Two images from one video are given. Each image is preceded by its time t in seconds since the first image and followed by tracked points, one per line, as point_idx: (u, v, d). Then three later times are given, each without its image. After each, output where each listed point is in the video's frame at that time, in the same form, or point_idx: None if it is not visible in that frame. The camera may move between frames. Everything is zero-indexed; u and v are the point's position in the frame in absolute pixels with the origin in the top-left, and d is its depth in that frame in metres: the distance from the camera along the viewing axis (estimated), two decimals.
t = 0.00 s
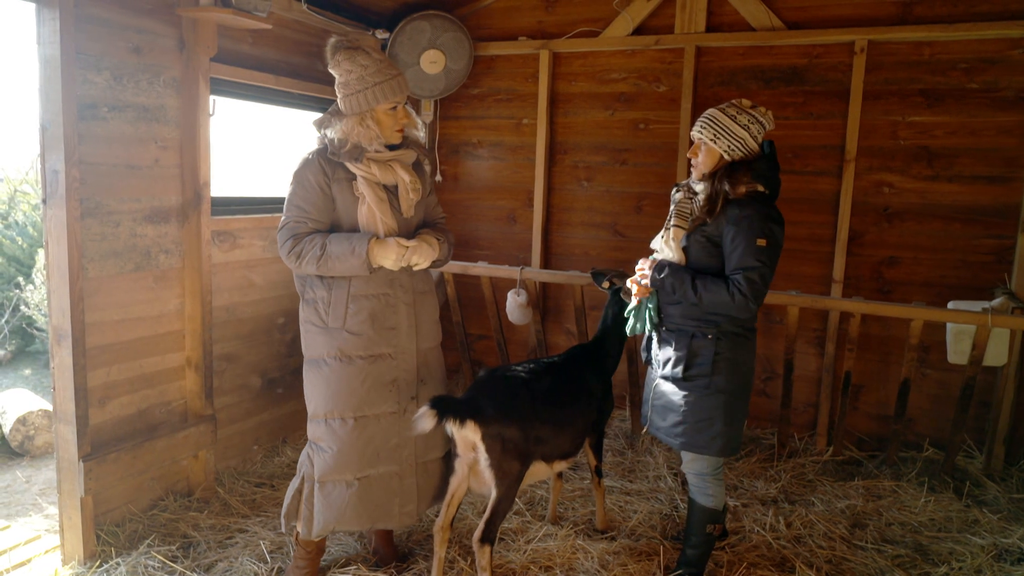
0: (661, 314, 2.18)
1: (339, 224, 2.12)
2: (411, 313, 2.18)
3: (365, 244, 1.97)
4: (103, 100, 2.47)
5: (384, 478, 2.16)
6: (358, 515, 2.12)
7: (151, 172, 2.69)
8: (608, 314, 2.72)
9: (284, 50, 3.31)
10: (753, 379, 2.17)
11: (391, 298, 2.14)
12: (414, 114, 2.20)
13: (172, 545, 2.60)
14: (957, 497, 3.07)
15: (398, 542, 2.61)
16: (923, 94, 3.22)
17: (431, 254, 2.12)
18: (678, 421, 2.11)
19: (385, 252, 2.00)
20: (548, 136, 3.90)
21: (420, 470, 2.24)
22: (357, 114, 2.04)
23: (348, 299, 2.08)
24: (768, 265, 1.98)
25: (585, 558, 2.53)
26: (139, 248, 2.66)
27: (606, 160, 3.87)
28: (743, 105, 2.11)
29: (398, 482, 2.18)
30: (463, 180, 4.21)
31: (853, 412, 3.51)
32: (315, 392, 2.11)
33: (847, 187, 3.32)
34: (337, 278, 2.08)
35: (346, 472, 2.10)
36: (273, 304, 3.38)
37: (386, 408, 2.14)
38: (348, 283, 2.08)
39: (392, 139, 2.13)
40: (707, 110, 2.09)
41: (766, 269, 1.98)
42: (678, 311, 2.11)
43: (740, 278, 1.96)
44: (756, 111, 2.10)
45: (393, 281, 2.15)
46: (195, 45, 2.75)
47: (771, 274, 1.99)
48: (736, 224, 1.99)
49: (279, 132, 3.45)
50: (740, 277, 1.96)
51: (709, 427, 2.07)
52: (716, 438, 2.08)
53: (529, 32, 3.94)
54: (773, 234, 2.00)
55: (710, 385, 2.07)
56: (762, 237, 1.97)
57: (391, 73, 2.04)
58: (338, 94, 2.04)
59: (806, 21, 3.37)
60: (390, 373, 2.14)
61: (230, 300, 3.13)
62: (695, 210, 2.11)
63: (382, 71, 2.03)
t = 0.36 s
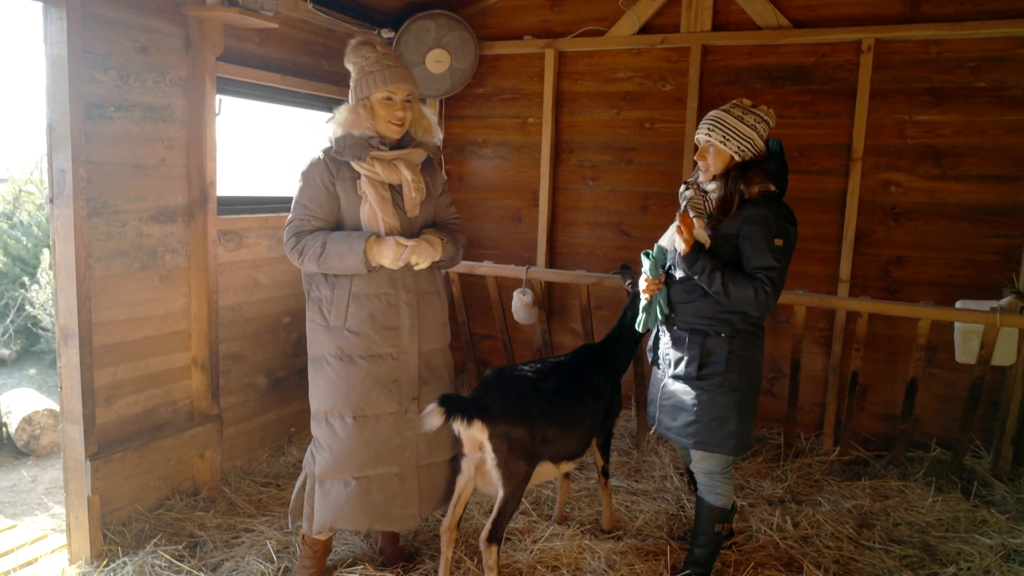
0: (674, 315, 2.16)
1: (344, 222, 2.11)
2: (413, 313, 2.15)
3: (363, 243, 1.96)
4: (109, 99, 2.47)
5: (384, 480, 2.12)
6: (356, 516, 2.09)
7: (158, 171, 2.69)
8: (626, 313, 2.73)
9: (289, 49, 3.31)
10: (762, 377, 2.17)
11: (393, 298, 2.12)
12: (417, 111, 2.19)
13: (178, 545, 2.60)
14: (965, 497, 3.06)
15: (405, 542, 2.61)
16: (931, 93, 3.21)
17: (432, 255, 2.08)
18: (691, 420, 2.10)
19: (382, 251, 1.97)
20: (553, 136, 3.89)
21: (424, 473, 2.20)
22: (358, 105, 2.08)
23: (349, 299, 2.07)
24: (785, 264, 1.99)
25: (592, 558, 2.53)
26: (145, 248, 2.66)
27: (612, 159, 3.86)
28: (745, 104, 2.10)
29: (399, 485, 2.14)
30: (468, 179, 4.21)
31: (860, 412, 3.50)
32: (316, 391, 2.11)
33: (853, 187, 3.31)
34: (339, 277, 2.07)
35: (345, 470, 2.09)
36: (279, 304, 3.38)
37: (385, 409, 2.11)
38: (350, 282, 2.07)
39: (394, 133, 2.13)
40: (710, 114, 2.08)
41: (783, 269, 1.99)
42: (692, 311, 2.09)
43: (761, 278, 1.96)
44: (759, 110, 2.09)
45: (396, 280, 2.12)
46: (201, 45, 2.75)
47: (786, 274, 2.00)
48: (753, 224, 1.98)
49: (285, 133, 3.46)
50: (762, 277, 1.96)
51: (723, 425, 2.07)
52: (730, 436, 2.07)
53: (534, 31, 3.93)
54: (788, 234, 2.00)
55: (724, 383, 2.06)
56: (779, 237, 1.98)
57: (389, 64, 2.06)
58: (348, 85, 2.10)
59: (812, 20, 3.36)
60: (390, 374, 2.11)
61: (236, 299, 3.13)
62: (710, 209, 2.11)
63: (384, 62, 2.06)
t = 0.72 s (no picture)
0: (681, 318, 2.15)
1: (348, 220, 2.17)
2: (388, 314, 2.08)
3: (334, 237, 2.03)
4: (117, 100, 2.48)
5: (340, 479, 2.10)
6: (311, 508, 2.11)
7: (165, 172, 2.70)
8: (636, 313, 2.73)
9: (296, 50, 3.31)
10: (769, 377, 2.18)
11: (371, 296, 2.09)
12: (427, 109, 2.14)
13: (185, 544, 2.61)
14: (972, 498, 3.05)
15: (410, 542, 2.61)
16: (938, 93, 3.20)
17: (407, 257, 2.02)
18: (701, 424, 2.09)
19: (350, 247, 2.00)
20: (559, 136, 3.89)
21: (385, 482, 2.13)
22: (365, 105, 2.13)
23: (333, 295, 2.12)
24: (793, 264, 1.99)
25: (597, 559, 2.53)
26: (152, 248, 2.67)
27: (617, 160, 3.86)
28: (755, 104, 2.10)
29: (354, 488, 2.10)
30: (474, 180, 4.21)
31: (866, 413, 3.49)
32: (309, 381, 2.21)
33: (860, 187, 3.30)
34: (333, 273, 2.14)
35: (308, 458, 2.14)
36: (285, 304, 3.39)
37: (349, 406, 2.10)
38: (338, 277, 2.12)
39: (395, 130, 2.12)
40: (720, 111, 2.07)
41: (792, 269, 1.98)
42: (700, 314, 2.08)
43: (770, 280, 1.96)
44: (769, 110, 2.09)
45: (375, 277, 2.09)
46: (208, 46, 2.76)
47: (795, 274, 2.00)
48: (761, 224, 1.98)
49: (291, 132, 3.47)
50: (770, 278, 1.96)
51: (734, 428, 2.07)
52: (741, 438, 2.08)
53: (540, 32, 3.93)
54: (795, 234, 2.00)
55: (734, 386, 2.06)
56: (787, 237, 1.97)
57: (390, 61, 2.06)
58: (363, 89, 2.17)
59: (819, 20, 3.35)
60: (360, 372, 2.09)
61: (243, 299, 3.14)
62: (715, 209, 2.10)
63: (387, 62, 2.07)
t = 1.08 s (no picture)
0: (684, 316, 2.14)
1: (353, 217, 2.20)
2: (378, 312, 2.09)
3: (333, 233, 2.07)
4: (123, 99, 2.49)
5: (325, 474, 2.12)
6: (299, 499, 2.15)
7: (170, 171, 2.71)
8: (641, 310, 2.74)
9: (301, 49, 3.32)
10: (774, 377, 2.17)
11: (364, 294, 2.11)
12: (433, 107, 2.13)
13: (190, 542, 2.62)
14: (977, 498, 3.04)
15: (414, 541, 2.62)
16: (943, 92, 3.19)
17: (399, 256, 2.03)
18: (705, 425, 2.09)
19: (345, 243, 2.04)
20: (563, 135, 3.89)
21: (367, 480, 2.13)
22: (373, 106, 2.16)
23: (334, 290, 2.17)
24: (796, 265, 1.97)
25: (601, 558, 2.53)
26: (157, 247, 2.68)
27: (622, 159, 3.85)
28: (759, 103, 2.10)
29: (336, 484, 2.11)
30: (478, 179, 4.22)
31: (870, 413, 3.48)
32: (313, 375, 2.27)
33: (865, 187, 3.29)
34: (337, 269, 2.19)
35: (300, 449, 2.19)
36: (289, 303, 3.40)
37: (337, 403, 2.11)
38: (340, 274, 2.17)
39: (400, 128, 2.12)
40: (723, 110, 2.07)
41: (794, 269, 1.97)
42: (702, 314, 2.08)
43: (770, 281, 1.94)
44: (772, 109, 2.09)
45: (370, 274, 2.11)
46: (213, 46, 2.77)
47: (798, 274, 1.98)
48: (762, 224, 1.98)
49: (296, 131, 3.47)
50: (771, 279, 1.94)
51: (738, 429, 2.07)
52: (746, 438, 2.07)
53: (544, 31, 3.93)
54: (798, 234, 1.98)
55: (737, 386, 2.06)
56: (789, 237, 1.95)
57: (395, 60, 2.08)
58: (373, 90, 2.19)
59: (824, 19, 3.34)
60: (348, 368, 2.11)
61: (248, 298, 3.15)
62: (718, 209, 2.10)
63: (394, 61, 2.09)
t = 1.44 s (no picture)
0: (681, 318, 2.14)
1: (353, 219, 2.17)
2: (397, 314, 2.09)
3: (347, 237, 2.02)
4: (125, 99, 2.50)
5: (350, 481, 2.10)
6: (319, 510, 2.10)
7: (173, 171, 2.72)
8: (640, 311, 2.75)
9: (303, 49, 3.33)
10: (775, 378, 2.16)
11: (379, 297, 2.10)
12: (436, 105, 2.16)
13: (192, 541, 2.62)
14: (979, 499, 3.04)
15: (416, 541, 2.62)
16: (946, 91, 3.18)
17: (418, 257, 2.02)
18: (704, 427, 2.09)
19: (363, 246, 2.00)
20: (565, 135, 3.89)
21: (393, 482, 2.14)
22: (375, 106, 2.14)
23: (342, 294, 2.13)
24: (795, 269, 1.97)
25: (602, 558, 2.53)
26: (160, 247, 2.69)
27: (624, 159, 3.85)
28: (760, 104, 2.09)
29: (364, 490, 2.09)
30: (480, 179, 4.22)
31: (873, 413, 3.48)
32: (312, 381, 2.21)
33: (867, 186, 3.29)
34: (340, 272, 2.14)
35: (312, 460, 2.14)
36: (291, 302, 3.40)
37: (358, 407, 2.10)
38: (347, 277, 2.13)
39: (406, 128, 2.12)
40: (724, 110, 2.07)
41: (793, 273, 1.96)
42: (700, 316, 2.08)
43: (768, 285, 1.94)
44: (774, 110, 2.09)
45: (385, 277, 2.10)
46: (215, 46, 2.77)
47: (797, 278, 1.98)
48: (761, 227, 1.98)
49: (298, 131, 3.48)
50: (769, 283, 1.94)
51: (737, 431, 2.07)
52: (746, 440, 2.07)
53: (546, 31, 3.93)
54: (797, 238, 1.98)
55: (737, 388, 2.06)
56: (788, 242, 1.95)
57: (400, 61, 2.06)
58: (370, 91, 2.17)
59: (826, 19, 3.34)
60: (368, 371, 2.09)
61: (250, 297, 3.16)
62: (719, 211, 2.10)
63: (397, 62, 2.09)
